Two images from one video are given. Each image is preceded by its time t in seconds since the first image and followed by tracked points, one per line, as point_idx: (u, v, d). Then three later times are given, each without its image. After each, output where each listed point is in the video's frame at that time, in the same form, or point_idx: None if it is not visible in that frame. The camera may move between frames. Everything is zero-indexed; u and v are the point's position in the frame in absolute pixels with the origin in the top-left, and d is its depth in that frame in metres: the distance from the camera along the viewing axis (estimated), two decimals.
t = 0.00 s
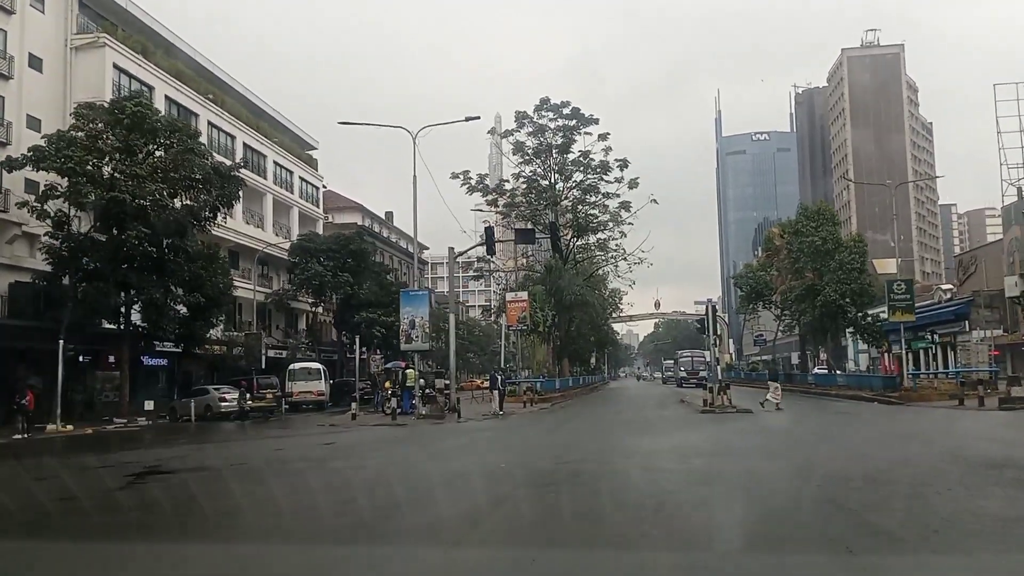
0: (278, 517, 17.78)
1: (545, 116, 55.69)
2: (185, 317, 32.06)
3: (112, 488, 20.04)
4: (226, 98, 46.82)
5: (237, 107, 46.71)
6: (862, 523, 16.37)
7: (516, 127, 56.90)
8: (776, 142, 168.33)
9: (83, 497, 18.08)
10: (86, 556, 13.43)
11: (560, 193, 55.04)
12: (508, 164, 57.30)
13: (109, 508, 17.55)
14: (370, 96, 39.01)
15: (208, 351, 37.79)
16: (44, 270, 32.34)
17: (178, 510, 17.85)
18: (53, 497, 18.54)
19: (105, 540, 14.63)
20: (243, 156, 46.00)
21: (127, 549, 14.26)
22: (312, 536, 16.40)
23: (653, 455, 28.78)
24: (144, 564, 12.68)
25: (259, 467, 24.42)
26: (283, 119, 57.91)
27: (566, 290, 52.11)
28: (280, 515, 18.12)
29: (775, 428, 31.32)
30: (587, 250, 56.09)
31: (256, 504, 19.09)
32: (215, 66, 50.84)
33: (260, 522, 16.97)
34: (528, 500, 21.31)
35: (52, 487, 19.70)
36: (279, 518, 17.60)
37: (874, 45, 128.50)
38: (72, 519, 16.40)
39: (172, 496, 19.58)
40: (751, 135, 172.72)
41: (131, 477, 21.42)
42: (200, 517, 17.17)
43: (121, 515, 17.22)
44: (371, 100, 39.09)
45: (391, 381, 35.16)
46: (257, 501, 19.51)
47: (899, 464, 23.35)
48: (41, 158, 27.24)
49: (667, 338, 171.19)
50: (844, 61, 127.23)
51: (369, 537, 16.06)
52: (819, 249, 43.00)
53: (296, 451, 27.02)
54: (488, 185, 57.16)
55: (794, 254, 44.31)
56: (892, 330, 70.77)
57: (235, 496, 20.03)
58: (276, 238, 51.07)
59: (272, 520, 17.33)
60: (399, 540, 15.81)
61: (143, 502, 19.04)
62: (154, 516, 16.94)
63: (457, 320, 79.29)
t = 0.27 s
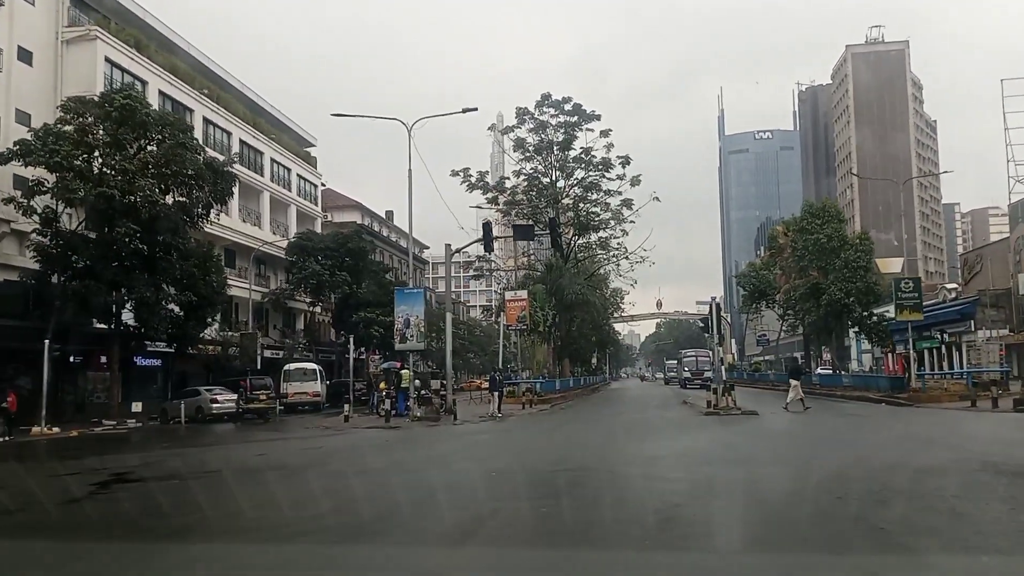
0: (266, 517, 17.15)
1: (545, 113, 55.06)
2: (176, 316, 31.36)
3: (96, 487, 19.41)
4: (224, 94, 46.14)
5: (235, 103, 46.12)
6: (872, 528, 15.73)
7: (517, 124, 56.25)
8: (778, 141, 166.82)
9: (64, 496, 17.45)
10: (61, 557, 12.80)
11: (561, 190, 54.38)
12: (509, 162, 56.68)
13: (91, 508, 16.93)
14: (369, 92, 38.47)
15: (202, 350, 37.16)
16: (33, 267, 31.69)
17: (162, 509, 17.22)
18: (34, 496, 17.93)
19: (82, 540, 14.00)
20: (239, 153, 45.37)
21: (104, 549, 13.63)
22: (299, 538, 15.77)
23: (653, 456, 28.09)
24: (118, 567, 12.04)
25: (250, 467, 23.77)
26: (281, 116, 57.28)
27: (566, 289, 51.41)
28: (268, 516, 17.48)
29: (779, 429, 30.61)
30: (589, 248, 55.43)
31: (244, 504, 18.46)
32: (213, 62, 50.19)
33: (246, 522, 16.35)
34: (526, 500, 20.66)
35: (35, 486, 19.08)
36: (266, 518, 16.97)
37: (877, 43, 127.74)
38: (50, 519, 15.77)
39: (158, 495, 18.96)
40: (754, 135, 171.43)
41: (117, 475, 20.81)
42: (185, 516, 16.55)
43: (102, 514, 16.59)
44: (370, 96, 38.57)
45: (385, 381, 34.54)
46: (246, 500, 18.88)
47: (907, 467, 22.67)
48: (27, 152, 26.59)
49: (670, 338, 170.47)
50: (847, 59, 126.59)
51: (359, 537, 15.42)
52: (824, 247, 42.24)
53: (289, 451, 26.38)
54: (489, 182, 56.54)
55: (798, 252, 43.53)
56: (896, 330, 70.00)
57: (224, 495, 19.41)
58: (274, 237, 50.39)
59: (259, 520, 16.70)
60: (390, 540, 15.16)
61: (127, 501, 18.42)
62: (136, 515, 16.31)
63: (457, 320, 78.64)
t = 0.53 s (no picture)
0: (250, 520, 16.46)
1: (544, 111, 54.42)
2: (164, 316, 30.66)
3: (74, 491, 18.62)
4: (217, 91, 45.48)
5: (228, 101, 45.47)
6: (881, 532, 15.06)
7: (515, 122, 55.60)
8: (779, 142, 166.11)
9: (39, 498, 16.74)
10: (23, 564, 12.05)
11: (560, 189, 53.69)
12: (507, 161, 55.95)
13: (68, 509, 16.23)
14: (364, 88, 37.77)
15: (193, 350, 36.38)
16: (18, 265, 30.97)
17: (142, 511, 16.52)
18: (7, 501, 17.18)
19: (52, 542, 13.29)
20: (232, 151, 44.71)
21: (74, 552, 12.92)
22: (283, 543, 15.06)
23: (654, 458, 27.31)
24: (86, 572, 11.33)
25: (238, 469, 23.05)
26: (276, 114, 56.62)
27: (565, 289, 50.68)
28: (253, 519, 16.78)
29: (783, 430, 29.87)
30: (588, 248, 54.68)
31: (228, 505, 17.76)
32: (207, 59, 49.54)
33: (229, 525, 15.65)
34: (522, 503, 19.94)
35: (9, 490, 18.34)
36: (250, 521, 16.28)
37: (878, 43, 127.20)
38: (23, 521, 15.07)
39: (137, 498, 18.22)
40: (754, 136, 170.71)
41: (98, 478, 20.03)
42: (165, 518, 15.85)
43: (79, 516, 15.88)
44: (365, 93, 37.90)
45: (379, 382, 33.79)
46: (229, 503, 18.15)
47: (915, 471, 21.97)
48: (8, 148, 25.88)
49: (670, 340, 169.64)
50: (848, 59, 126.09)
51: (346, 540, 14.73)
52: (827, 246, 41.53)
53: (280, 453, 25.63)
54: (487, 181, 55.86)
55: (801, 252, 42.82)
56: (899, 332, 69.18)
57: (208, 496, 18.69)
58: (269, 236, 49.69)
59: (242, 522, 16.01)
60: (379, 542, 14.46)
61: (107, 503, 17.69)
62: (115, 517, 15.61)
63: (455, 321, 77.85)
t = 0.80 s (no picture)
0: (237, 519, 15.77)
1: (548, 106, 53.61)
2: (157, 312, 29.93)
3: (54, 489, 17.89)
4: (215, 84, 44.70)
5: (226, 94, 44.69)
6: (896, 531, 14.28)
7: (519, 118, 54.80)
8: (784, 140, 164.96)
9: (19, 494, 16.11)
10: None
11: (564, 186, 52.87)
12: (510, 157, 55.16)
13: (44, 507, 15.51)
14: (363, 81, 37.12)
15: (187, 348, 35.71)
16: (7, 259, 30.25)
17: (122, 509, 15.79)
18: None
19: (25, 539, 12.64)
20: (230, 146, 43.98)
21: (43, 555, 12.13)
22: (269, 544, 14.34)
23: (658, 458, 26.45)
24: None
25: (228, 467, 22.38)
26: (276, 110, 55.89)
27: (569, 287, 49.83)
28: (242, 517, 16.09)
29: (791, 429, 29.05)
30: (592, 246, 53.90)
31: (214, 504, 17.04)
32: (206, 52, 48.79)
33: (215, 522, 14.96)
34: (522, 502, 19.17)
35: None
36: (238, 517, 15.59)
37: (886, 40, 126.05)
38: (0, 518, 14.46)
39: (120, 497, 17.45)
40: (760, 134, 169.55)
41: (81, 477, 19.30)
42: (149, 514, 15.22)
43: (55, 516, 15.11)
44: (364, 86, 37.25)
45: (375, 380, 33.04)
46: (215, 503, 17.38)
47: (931, 472, 21.18)
48: None
49: (675, 339, 168.59)
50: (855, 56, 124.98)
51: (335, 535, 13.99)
52: (836, 243, 40.62)
53: (274, 450, 24.94)
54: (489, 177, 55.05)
55: (809, 249, 41.93)
56: (908, 332, 68.23)
57: (196, 494, 18.04)
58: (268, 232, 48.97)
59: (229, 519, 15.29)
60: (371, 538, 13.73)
61: (90, 502, 17.07)
62: (96, 514, 15.00)
63: (458, 319, 77.06)
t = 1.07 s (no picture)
0: (212, 526, 15.03)
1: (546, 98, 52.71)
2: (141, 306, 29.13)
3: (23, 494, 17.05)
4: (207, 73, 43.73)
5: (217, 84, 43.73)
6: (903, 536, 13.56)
7: (516, 109, 53.89)
8: (785, 136, 163.96)
9: None
10: None
11: (562, 179, 51.99)
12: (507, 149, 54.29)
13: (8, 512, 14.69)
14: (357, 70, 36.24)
15: (174, 343, 34.88)
16: None
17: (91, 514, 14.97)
18: None
19: None
20: (221, 137, 43.11)
21: None
22: (246, 552, 13.62)
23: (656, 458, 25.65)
24: None
25: (211, 467, 21.60)
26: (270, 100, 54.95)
27: (566, 282, 48.98)
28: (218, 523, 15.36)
29: (793, 427, 28.30)
30: (591, 240, 53.03)
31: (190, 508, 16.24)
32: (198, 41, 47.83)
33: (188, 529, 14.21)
34: (513, 502, 18.43)
35: None
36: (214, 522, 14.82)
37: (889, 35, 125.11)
38: None
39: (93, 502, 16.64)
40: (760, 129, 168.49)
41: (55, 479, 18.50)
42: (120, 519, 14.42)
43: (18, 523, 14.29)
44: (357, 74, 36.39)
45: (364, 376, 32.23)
46: (192, 508, 16.58)
47: (939, 473, 20.44)
48: None
49: (673, 335, 167.79)
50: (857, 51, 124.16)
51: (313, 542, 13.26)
52: (840, 238, 39.75)
53: (260, 448, 24.16)
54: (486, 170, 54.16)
55: (812, 243, 41.08)
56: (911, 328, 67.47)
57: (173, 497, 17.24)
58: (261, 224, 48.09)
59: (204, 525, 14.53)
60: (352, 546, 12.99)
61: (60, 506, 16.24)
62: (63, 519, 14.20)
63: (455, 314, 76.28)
